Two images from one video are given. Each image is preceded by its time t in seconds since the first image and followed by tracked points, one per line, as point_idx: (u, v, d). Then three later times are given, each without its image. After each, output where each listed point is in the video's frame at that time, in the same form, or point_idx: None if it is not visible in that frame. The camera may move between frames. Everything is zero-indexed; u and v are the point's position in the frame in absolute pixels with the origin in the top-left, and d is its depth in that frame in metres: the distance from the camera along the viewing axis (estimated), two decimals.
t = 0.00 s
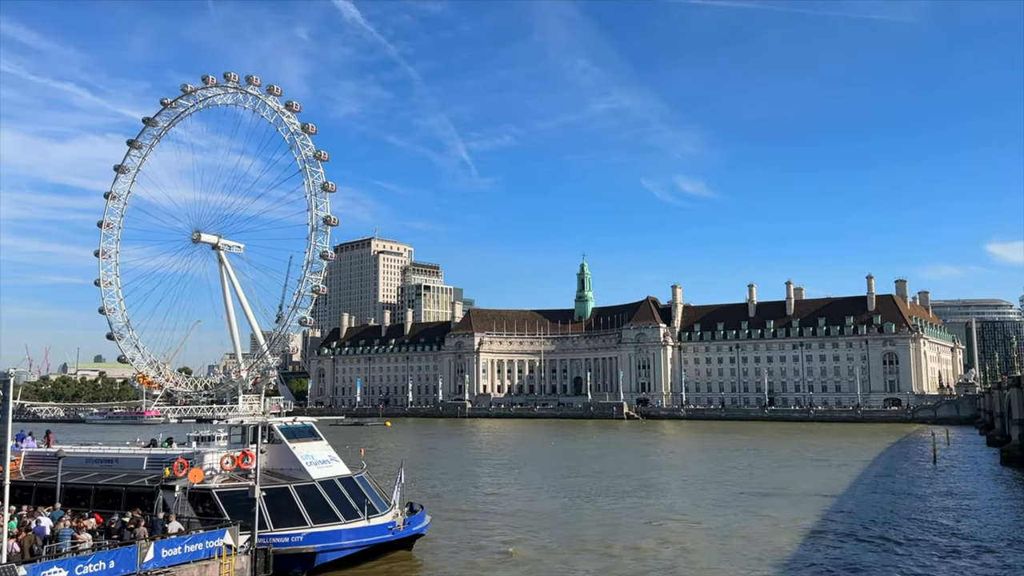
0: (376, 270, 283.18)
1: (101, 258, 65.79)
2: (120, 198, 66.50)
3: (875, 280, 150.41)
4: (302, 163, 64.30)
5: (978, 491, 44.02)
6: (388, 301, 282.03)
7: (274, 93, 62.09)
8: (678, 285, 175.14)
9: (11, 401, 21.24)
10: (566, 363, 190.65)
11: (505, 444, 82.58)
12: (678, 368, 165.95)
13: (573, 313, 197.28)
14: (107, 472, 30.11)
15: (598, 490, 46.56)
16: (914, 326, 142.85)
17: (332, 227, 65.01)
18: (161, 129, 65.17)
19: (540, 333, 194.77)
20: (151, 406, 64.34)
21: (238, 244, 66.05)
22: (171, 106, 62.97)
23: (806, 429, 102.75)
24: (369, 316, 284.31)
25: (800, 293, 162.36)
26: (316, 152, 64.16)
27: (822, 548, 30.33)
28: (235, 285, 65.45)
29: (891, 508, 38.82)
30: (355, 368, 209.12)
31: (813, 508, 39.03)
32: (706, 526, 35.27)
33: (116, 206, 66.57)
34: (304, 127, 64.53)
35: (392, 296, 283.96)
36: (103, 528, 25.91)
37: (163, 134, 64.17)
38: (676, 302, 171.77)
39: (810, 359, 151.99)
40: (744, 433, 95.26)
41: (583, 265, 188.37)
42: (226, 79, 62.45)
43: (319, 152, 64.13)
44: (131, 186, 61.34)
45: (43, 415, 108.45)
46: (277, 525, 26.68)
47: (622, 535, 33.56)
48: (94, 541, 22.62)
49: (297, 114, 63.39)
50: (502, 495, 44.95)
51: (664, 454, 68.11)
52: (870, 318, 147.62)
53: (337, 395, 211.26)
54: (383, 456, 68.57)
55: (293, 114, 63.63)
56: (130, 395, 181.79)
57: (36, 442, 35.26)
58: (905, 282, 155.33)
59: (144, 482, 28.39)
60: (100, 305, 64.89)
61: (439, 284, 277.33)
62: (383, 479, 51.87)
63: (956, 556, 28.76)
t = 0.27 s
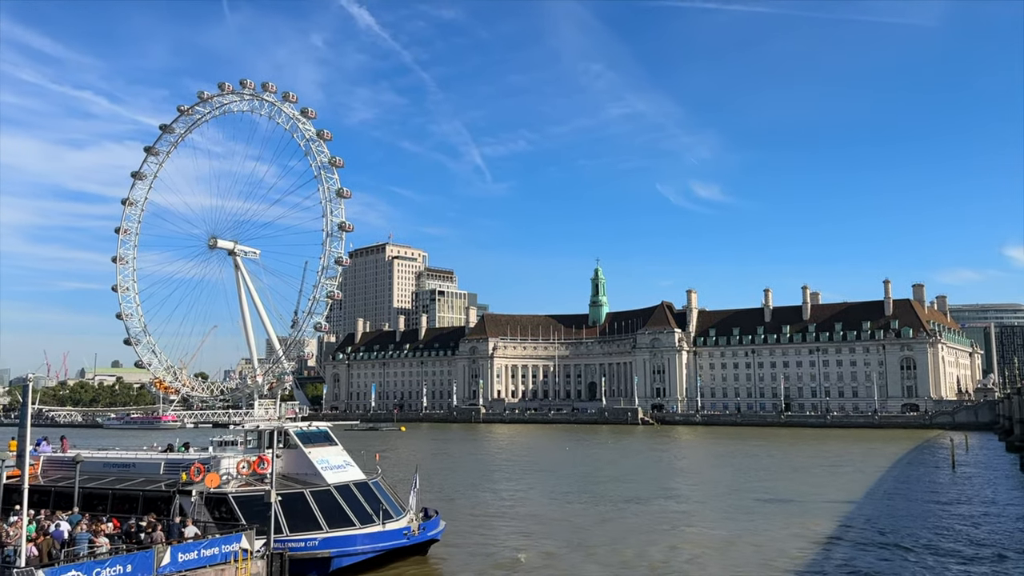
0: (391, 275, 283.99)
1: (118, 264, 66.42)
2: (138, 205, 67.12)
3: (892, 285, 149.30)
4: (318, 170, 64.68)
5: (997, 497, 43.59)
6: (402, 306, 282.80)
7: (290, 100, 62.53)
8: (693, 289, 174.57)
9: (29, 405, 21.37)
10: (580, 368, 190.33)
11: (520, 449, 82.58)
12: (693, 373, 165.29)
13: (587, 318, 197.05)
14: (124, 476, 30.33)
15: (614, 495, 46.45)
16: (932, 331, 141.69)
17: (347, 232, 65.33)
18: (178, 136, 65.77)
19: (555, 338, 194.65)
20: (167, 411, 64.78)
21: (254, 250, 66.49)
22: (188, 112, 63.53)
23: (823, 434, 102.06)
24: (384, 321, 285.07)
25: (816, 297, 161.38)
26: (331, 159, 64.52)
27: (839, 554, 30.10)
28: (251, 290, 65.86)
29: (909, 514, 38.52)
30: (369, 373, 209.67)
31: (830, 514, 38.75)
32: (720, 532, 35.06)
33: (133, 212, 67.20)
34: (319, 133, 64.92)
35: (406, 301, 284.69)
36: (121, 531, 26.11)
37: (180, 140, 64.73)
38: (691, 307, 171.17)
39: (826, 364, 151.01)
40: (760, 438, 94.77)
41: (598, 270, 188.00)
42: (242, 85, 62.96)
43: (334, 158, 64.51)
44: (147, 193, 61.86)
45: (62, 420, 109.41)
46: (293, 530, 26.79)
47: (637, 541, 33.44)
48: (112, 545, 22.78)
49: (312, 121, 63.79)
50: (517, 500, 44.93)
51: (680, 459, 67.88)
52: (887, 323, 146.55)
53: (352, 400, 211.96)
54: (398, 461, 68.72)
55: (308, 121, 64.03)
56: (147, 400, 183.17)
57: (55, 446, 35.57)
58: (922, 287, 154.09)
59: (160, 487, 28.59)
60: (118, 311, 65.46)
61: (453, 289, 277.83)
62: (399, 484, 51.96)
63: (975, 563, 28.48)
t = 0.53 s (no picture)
0: (405, 280, 284.63)
1: (134, 269, 66.91)
2: (154, 210, 67.62)
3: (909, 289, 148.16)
4: (332, 175, 64.98)
5: (1015, 503, 43.14)
6: (416, 310, 283.37)
7: (305, 106, 62.89)
8: (707, 294, 173.89)
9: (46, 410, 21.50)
10: (594, 373, 189.92)
11: (533, 454, 82.46)
12: (708, 378, 164.57)
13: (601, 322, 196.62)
14: (141, 480, 30.51)
15: (628, 501, 46.28)
16: (949, 335, 140.59)
17: (361, 237, 65.53)
18: (194, 142, 66.25)
19: (568, 342, 194.39)
20: (183, 415, 65.15)
21: (269, 254, 66.82)
22: (203, 118, 63.98)
23: (838, 439, 101.32)
24: (397, 326, 285.69)
25: (831, 301, 160.37)
26: (345, 164, 64.78)
27: (855, 561, 29.85)
28: (265, 295, 66.18)
29: (926, 520, 38.16)
30: (383, 377, 210.13)
31: (847, 520, 38.46)
32: (736, 538, 34.84)
33: (149, 217, 67.68)
34: (334, 139, 65.21)
35: (420, 306, 285.27)
36: (136, 535, 26.26)
37: (195, 146, 65.18)
38: (706, 311, 170.50)
39: (842, 369, 150.01)
40: (775, 443, 94.26)
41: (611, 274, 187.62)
42: (257, 92, 63.35)
43: (348, 164, 64.76)
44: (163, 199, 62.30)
45: (79, 424, 110.18)
46: (307, 534, 26.86)
47: (652, 546, 33.28)
48: (128, 549, 22.92)
49: (327, 126, 64.09)
50: (531, 506, 44.86)
51: (694, 464, 67.60)
52: (903, 327, 145.49)
53: (365, 405, 212.43)
54: (412, 466, 68.78)
55: (322, 127, 64.34)
56: (162, 404, 184.21)
57: (71, 450, 35.81)
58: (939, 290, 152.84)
59: (176, 491, 28.74)
60: (134, 316, 65.95)
61: (466, 293, 278.07)
62: (413, 489, 52.03)
63: (993, 569, 28.20)
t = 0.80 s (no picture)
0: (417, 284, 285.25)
1: (149, 273, 67.40)
2: (168, 215, 68.10)
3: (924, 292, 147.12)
4: (345, 180, 65.29)
5: None
6: (428, 314, 283.86)
7: (318, 111, 63.27)
8: (720, 297, 173.23)
9: (62, 414, 21.64)
10: (606, 377, 189.52)
11: (546, 458, 82.49)
12: (721, 382, 163.99)
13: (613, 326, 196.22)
14: (155, 484, 30.74)
15: (641, 505, 46.23)
16: (965, 339, 139.49)
17: (374, 242, 65.81)
18: (208, 147, 66.75)
19: (580, 346, 194.31)
20: (197, 419, 65.56)
21: (282, 259, 67.19)
22: (218, 124, 64.45)
23: (853, 444, 100.71)
24: (410, 330, 286.27)
25: (846, 305, 159.44)
26: (358, 169, 65.08)
27: (870, 566, 29.73)
28: (279, 299, 66.61)
29: (940, 524, 37.94)
30: (396, 381, 210.56)
31: (860, 525, 38.32)
32: (748, 542, 34.77)
33: (165, 222, 68.23)
34: (346, 144, 65.53)
35: (432, 310, 285.83)
36: (151, 538, 26.47)
37: (210, 151, 65.64)
38: (719, 315, 169.91)
39: (857, 373, 149.21)
40: (789, 447, 93.74)
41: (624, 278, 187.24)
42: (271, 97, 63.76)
43: (361, 168, 65.02)
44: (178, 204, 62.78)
45: (94, 428, 111.04)
46: (321, 538, 27.02)
47: (666, 551, 33.25)
48: (143, 553, 23.11)
49: (340, 132, 64.44)
50: (543, 509, 44.89)
51: (707, 469, 67.39)
52: (918, 331, 144.52)
53: (378, 409, 212.91)
54: (425, 469, 68.92)
55: (336, 132, 64.70)
56: (176, 408, 185.24)
57: (88, 453, 36.13)
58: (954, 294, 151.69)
59: (191, 494, 28.94)
60: (149, 320, 66.43)
61: (478, 298, 278.20)
62: (426, 493, 52.15)
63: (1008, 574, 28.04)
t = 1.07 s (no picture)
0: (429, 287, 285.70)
1: (163, 277, 67.80)
2: (182, 219, 68.52)
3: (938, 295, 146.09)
4: (357, 184, 65.50)
5: None
6: (440, 318, 284.22)
7: (330, 116, 63.52)
8: (733, 301, 172.54)
9: (76, 418, 21.72)
10: (618, 381, 189.08)
11: (557, 462, 82.32)
12: (734, 385, 163.32)
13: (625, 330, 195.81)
14: (169, 486, 30.88)
15: (653, 509, 46.09)
16: (980, 343, 138.42)
17: (385, 246, 65.97)
18: (221, 152, 67.14)
19: (592, 349, 194.01)
20: (211, 422, 65.87)
21: (294, 263, 67.45)
22: (231, 129, 64.80)
23: (867, 448, 100.01)
24: (421, 333, 286.65)
25: (860, 308, 158.50)
26: (370, 173, 65.28)
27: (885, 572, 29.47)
28: (291, 303, 66.84)
29: (956, 530, 37.61)
30: (407, 385, 210.79)
31: (874, 530, 38.06)
32: (762, 547, 34.57)
33: (178, 227, 68.65)
34: (359, 148, 65.75)
35: (444, 313, 286.19)
36: (165, 541, 26.59)
37: (223, 156, 66.00)
38: (731, 318, 169.25)
39: (870, 377, 148.33)
40: (803, 452, 93.17)
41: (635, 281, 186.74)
42: (284, 102, 64.09)
43: (373, 173, 65.22)
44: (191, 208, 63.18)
45: (108, 431, 111.73)
46: (333, 541, 27.09)
47: (678, 556, 33.13)
48: (156, 556, 23.21)
49: (352, 136, 64.67)
50: (555, 513, 44.81)
51: (719, 473, 67.12)
52: (933, 334, 143.55)
53: (390, 412, 213.21)
54: (437, 473, 68.95)
55: (348, 136, 64.92)
56: (190, 411, 186.16)
57: (102, 456, 36.33)
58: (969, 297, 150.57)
59: (204, 497, 29.06)
60: (162, 323, 66.83)
61: (490, 301, 278.38)
62: (438, 496, 52.15)
63: None
